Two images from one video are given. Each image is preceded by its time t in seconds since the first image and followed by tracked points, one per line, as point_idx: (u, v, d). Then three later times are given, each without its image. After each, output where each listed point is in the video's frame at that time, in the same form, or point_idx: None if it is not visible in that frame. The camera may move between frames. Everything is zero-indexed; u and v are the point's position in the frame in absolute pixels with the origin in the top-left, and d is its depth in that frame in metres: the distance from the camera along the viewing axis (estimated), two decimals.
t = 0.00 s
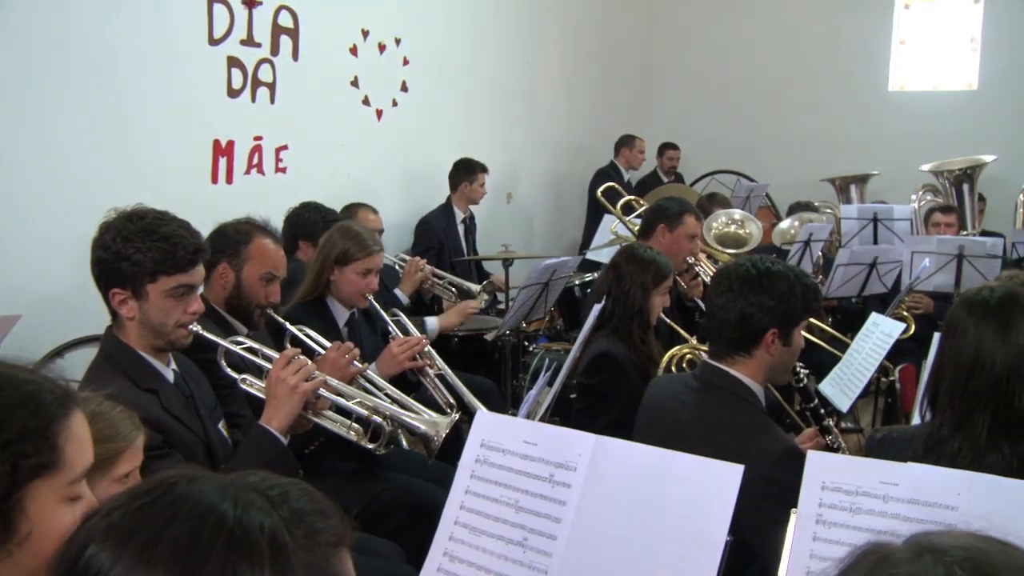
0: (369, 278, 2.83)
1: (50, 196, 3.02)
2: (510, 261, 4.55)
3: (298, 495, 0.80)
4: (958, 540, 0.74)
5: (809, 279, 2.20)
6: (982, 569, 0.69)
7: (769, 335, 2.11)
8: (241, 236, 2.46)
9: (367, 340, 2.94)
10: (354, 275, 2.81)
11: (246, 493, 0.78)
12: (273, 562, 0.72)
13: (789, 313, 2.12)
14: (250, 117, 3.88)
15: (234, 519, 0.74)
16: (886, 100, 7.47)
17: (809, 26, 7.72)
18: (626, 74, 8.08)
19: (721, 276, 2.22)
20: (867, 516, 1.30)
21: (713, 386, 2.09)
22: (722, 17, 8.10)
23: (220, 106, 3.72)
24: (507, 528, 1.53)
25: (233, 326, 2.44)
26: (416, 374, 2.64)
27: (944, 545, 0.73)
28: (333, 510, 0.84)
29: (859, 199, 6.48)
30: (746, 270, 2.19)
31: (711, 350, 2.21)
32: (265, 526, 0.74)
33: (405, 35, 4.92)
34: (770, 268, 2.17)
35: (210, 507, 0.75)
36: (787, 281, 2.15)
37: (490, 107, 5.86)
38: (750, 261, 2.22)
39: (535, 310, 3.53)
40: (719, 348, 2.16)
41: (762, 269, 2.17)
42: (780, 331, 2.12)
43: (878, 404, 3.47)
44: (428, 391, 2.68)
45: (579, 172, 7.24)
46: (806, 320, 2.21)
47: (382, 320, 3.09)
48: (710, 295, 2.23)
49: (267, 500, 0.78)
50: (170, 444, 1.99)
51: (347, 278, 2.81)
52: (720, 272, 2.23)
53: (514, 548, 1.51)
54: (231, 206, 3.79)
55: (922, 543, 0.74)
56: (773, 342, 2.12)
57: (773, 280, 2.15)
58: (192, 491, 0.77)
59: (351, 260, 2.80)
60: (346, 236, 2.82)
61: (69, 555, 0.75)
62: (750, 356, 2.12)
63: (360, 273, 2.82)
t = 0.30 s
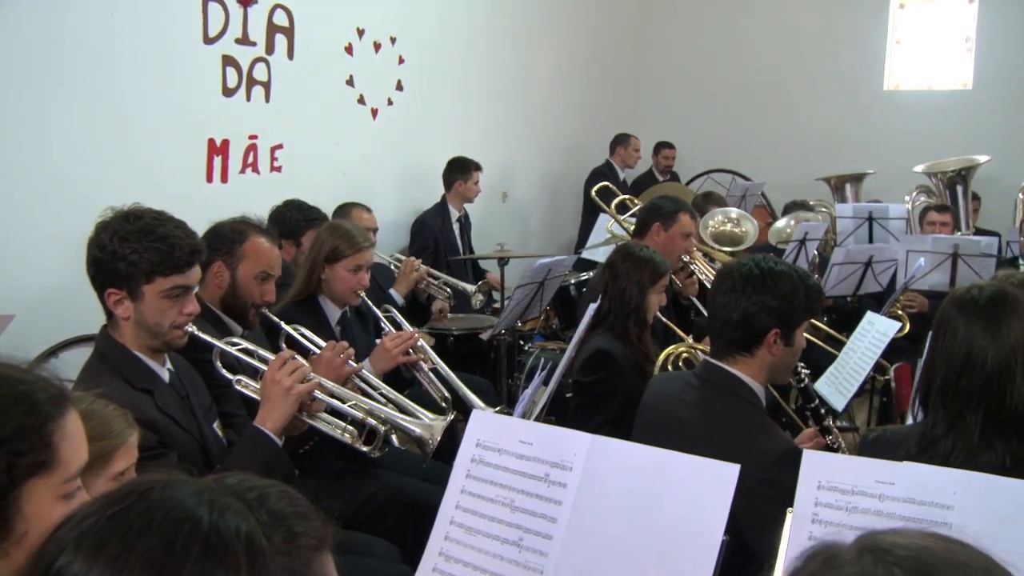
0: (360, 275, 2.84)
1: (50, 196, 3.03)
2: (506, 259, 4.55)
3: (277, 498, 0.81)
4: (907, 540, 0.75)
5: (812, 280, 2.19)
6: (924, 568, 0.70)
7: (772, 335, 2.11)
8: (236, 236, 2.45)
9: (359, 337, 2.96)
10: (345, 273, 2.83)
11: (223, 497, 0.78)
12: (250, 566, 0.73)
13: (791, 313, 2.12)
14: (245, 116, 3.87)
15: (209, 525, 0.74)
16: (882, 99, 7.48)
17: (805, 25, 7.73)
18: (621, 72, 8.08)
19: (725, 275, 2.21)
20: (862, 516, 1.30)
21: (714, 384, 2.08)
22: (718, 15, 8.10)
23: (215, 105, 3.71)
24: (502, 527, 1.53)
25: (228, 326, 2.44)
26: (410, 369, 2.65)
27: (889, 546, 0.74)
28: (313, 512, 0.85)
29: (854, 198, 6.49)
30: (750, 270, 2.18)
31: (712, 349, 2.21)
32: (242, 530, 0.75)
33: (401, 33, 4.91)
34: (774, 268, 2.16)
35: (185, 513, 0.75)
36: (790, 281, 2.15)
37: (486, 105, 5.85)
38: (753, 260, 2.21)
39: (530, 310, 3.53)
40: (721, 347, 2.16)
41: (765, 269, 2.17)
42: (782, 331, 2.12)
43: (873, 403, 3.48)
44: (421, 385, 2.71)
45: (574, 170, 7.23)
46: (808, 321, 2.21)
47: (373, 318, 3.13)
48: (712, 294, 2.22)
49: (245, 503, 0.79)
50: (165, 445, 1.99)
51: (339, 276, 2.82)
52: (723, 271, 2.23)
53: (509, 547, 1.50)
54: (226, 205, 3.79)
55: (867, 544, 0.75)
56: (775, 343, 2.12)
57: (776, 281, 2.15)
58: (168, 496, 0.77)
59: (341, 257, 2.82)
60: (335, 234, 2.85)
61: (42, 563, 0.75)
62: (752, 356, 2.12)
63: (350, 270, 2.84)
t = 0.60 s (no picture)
0: (346, 273, 2.87)
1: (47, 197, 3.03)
2: (499, 259, 4.54)
3: (272, 498, 0.81)
4: (882, 535, 0.75)
5: (813, 280, 2.16)
6: (896, 562, 0.71)
7: (772, 334, 2.07)
8: (227, 236, 2.45)
9: (347, 336, 3.00)
10: (331, 271, 2.86)
11: (221, 494, 0.78)
12: (248, 562, 0.72)
13: (793, 313, 2.08)
14: (237, 115, 3.86)
15: (207, 521, 0.74)
16: (874, 98, 7.50)
17: (797, 23, 7.75)
18: (613, 72, 8.08)
19: (726, 274, 2.18)
20: (854, 513, 1.31)
21: (715, 382, 2.04)
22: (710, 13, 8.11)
23: (207, 105, 3.70)
24: (494, 527, 1.53)
25: (219, 327, 2.44)
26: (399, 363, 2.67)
27: (861, 538, 0.75)
28: (310, 513, 0.85)
29: (846, 197, 6.50)
30: (751, 269, 2.14)
31: (713, 347, 2.17)
32: (240, 527, 0.75)
33: (392, 33, 4.90)
34: (776, 268, 2.13)
35: (183, 509, 0.75)
36: (791, 281, 2.12)
37: (478, 104, 5.85)
38: (755, 259, 2.17)
39: (522, 309, 3.53)
40: (722, 345, 2.12)
41: (767, 268, 2.13)
42: (783, 330, 2.08)
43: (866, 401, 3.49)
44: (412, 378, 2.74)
45: (566, 169, 7.23)
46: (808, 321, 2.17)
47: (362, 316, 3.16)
48: (713, 293, 2.18)
49: (243, 501, 0.78)
50: (156, 446, 1.98)
51: (326, 275, 2.85)
52: (724, 269, 2.19)
53: (502, 548, 1.50)
54: (219, 205, 3.78)
55: (839, 536, 0.76)
56: (776, 342, 2.08)
57: (778, 280, 2.11)
58: (164, 492, 0.77)
59: (327, 255, 2.84)
60: (321, 233, 2.88)
61: (37, 556, 0.75)
62: (753, 354, 2.08)
63: (337, 269, 2.87)
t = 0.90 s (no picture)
0: (327, 270, 2.89)
1: (31, 196, 3.01)
2: (485, 257, 4.55)
3: (251, 500, 0.81)
4: (879, 531, 0.75)
5: (808, 278, 2.04)
6: (896, 556, 0.71)
7: (764, 331, 1.94)
8: (210, 234, 2.45)
9: (328, 334, 3.00)
10: (312, 268, 2.86)
11: (199, 495, 0.78)
12: (226, 565, 0.72)
13: (786, 309, 1.96)
14: (221, 113, 3.85)
15: (184, 522, 0.74)
16: (859, 95, 7.54)
17: (782, 21, 7.77)
18: (600, 69, 8.08)
19: (719, 271, 2.04)
20: (837, 510, 1.31)
21: (709, 379, 1.91)
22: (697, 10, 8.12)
23: (192, 103, 3.69)
24: (479, 527, 1.53)
25: (203, 326, 2.43)
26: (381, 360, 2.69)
27: (860, 533, 0.75)
28: (289, 515, 0.84)
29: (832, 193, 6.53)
30: (745, 266, 2.01)
31: (704, 344, 2.03)
32: (218, 528, 0.74)
33: (378, 31, 4.89)
34: (770, 265, 2.00)
35: (159, 510, 0.74)
36: (786, 278, 1.99)
37: (465, 102, 5.84)
38: (748, 256, 2.05)
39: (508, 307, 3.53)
40: (713, 341, 1.98)
41: (761, 265, 2.00)
42: (775, 327, 1.96)
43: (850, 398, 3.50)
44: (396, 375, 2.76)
45: (553, 167, 7.23)
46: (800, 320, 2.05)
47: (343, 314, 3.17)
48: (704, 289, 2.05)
49: (221, 503, 0.78)
50: (139, 446, 1.98)
51: (306, 272, 2.86)
52: (716, 267, 2.06)
53: (486, 547, 1.50)
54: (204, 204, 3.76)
55: (838, 531, 0.76)
56: (768, 339, 1.95)
57: (772, 277, 1.98)
58: (141, 493, 0.76)
59: (308, 253, 2.85)
60: (299, 232, 2.89)
61: (12, 557, 0.74)
62: (744, 351, 1.95)
63: (318, 266, 2.88)
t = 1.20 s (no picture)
0: (298, 266, 2.89)
1: None
2: (459, 254, 4.51)
3: (211, 501, 0.80)
4: (882, 520, 0.76)
5: (781, 273, 2.05)
6: (900, 543, 0.71)
7: (739, 326, 1.95)
8: (179, 232, 2.42)
9: (300, 332, 2.99)
10: (282, 264, 2.86)
11: (155, 497, 0.77)
12: (184, 569, 0.71)
13: (759, 304, 1.96)
14: (193, 110, 3.81)
15: (139, 525, 0.73)
16: (832, 92, 7.63)
17: (756, 18, 7.82)
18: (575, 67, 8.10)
19: (693, 268, 2.05)
20: (811, 505, 1.32)
21: (684, 374, 1.91)
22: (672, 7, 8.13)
23: (163, 99, 3.65)
24: (453, 526, 1.52)
25: (174, 326, 2.41)
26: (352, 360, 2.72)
27: (864, 522, 0.75)
28: (251, 516, 0.83)
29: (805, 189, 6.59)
30: (720, 263, 2.02)
31: (677, 341, 2.04)
32: (174, 532, 0.73)
33: (351, 28, 4.87)
34: (744, 261, 2.01)
35: (114, 514, 0.74)
36: (760, 274, 2.00)
37: (440, 99, 5.84)
38: (723, 252, 2.06)
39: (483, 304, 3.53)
40: (687, 337, 1.99)
41: (735, 261, 2.01)
42: (749, 322, 1.96)
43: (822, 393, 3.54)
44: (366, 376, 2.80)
45: (528, 163, 7.24)
46: (773, 314, 2.06)
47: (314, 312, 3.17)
48: (679, 286, 2.06)
49: (179, 505, 0.77)
50: (110, 446, 1.96)
51: (276, 267, 2.86)
52: (691, 263, 2.06)
53: (461, 545, 1.50)
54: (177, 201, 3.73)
55: (843, 521, 0.76)
56: (743, 334, 1.96)
57: (746, 273, 1.99)
58: (97, 497, 0.76)
59: (277, 249, 2.85)
60: (268, 230, 2.89)
61: None
62: (719, 346, 1.95)
63: (289, 262, 2.88)
